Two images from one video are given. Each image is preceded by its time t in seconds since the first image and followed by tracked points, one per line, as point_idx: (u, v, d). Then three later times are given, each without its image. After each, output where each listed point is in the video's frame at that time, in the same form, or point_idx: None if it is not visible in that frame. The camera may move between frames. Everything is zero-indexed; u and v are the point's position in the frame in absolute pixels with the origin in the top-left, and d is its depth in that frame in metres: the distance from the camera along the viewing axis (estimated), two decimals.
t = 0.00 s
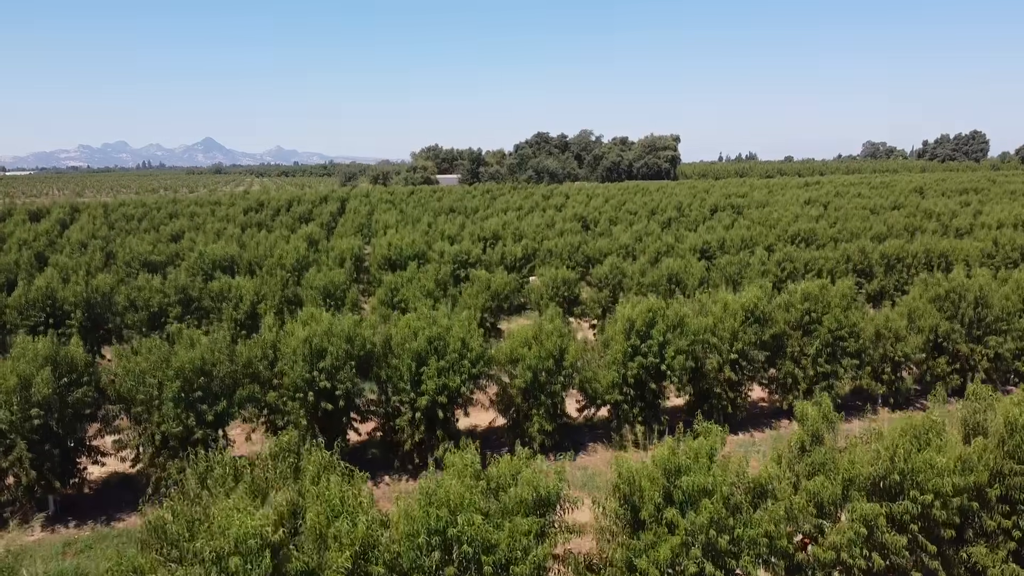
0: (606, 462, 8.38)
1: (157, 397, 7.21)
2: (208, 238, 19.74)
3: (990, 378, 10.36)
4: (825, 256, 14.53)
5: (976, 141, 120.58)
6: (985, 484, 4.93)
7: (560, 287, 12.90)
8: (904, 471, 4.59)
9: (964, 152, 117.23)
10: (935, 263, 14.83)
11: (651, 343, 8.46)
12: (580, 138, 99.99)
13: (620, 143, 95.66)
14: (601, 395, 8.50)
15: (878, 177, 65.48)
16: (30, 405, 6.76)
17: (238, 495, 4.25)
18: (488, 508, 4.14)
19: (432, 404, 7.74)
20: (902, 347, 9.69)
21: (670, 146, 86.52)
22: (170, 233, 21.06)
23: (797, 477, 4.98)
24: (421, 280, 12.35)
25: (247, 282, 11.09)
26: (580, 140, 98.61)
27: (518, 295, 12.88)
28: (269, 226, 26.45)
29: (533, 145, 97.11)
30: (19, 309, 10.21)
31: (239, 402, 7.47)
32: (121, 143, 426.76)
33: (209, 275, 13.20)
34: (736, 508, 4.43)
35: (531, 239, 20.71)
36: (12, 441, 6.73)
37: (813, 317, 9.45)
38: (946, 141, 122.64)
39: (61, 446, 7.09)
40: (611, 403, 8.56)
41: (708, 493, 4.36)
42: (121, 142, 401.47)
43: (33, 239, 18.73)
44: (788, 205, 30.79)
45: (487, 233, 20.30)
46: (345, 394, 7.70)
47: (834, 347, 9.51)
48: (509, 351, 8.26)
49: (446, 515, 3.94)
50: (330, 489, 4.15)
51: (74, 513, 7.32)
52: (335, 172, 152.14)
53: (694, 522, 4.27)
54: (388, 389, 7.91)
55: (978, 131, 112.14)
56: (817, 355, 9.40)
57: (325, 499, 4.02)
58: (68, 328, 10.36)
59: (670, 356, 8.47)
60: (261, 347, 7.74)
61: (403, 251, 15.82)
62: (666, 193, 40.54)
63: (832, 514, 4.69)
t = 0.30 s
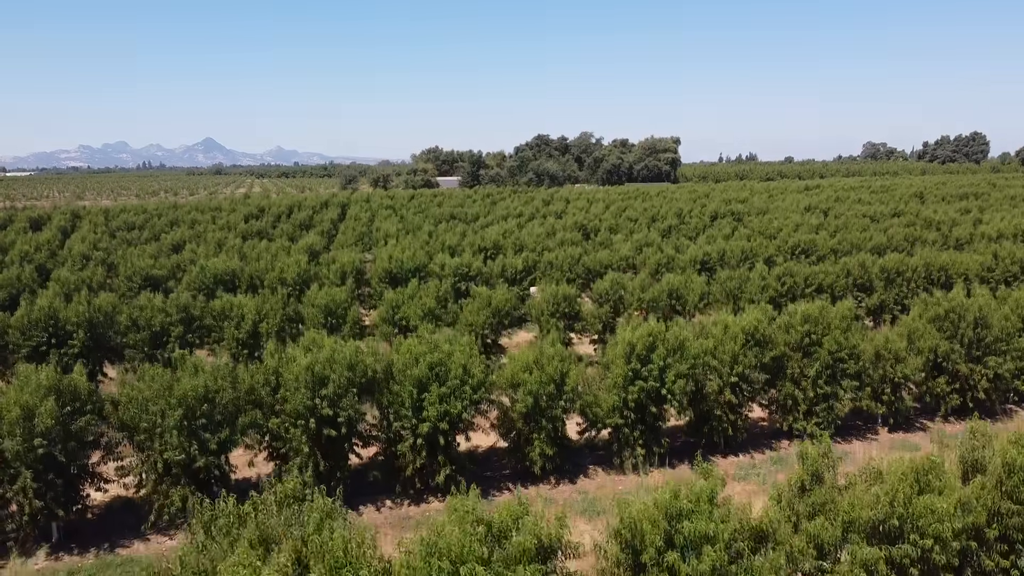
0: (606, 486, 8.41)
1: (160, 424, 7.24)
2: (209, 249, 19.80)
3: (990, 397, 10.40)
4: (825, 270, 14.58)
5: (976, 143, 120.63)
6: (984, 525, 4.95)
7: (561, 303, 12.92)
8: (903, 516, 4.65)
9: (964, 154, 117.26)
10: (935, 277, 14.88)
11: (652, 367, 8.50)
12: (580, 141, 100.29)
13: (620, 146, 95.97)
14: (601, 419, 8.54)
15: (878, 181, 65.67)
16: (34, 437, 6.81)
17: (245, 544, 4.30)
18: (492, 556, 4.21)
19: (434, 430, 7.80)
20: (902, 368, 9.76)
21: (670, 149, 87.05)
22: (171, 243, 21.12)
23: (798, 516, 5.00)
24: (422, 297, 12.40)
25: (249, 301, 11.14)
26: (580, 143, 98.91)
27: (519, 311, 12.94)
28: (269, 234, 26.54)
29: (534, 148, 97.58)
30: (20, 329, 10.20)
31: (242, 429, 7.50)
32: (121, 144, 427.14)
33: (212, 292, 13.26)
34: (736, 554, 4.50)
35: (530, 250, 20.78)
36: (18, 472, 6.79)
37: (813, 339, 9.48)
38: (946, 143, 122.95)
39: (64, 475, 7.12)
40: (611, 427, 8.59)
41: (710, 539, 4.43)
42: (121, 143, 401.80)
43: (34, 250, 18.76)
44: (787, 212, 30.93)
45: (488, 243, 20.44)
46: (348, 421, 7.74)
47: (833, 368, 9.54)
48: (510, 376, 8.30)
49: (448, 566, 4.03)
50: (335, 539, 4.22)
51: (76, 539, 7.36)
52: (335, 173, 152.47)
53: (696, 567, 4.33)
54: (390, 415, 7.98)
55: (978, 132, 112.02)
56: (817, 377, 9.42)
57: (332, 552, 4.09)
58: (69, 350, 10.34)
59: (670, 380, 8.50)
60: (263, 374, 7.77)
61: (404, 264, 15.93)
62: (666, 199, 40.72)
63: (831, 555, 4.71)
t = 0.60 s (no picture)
0: (606, 509, 8.44)
1: (163, 453, 7.26)
2: (211, 260, 19.89)
3: (990, 417, 10.43)
4: (825, 284, 14.61)
5: (976, 144, 120.82)
6: (983, 565, 4.99)
7: (562, 318, 12.94)
8: (902, 560, 4.74)
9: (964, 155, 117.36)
10: (935, 291, 14.92)
11: (653, 391, 8.53)
12: (580, 143, 100.58)
13: (620, 149, 96.29)
14: (602, 443, 8.56)
15: (877, 183, 65.97)
16: (38, 467, 6.86)
17: None
18: None
19: (435, 456, 7.83)
20: (901, 390, 9.79)
21: (671, 152, 87.55)
22: (173, 253, 21.19)
23: (799, 556, 5.07)
24: (422, 315, 12.47)
25: (250, 319, 11.18)
26: (580, 145, 99.15)
27: (519, 327, 12.99)
28: (271, 242, 26.64)
29: (535, 151, 98.07)
30: (23, 349, 10.24)
31: (245, 456, 7.53)
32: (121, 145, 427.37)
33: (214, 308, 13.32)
34: None
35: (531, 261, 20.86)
36: (22, 501, 6.83)
37: (812, 361, 9.51)
38: (946, 144, 123.21)
39: (67, 503, 7.17)
40: (612, 450, 8.61)
41: None
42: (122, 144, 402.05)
43: (36, 261, 18.83)
44: (787, 219, 31.05)
45: (489, 253, 20.57)
46: (349, 447, 7.77)
47: (833, 390, 9.57)
48: (511, 400, 8.32)
49: None
50: None
51: (79, 565, 7.41)
52: (336, 174, 152.66)
53: None
54: (392, 440, 8.01)
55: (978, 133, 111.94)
56: (817, 399, 9.45)
57: None
58: (71, 369, 10.38)
59: (671, 405, 8.52)
60: (265, 401, 7.80)
61: (405, 277, 16.02)
62: (666, 205, 40.84)
63: None
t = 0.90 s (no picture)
0: (607, 529, 8.46)
1: (166, 478, 7.29)
2: (212, 270, 19.96)
3: (990, 434, 10.45)
4: (825, 296, 14.64)
5: (977, 146, 120.79)
6: None
7: (563, 333, 12.98)
8: None
9: (965, 156, 117.44)
10: (935, 303, 14.97)
11: (653, 413, 8.56)
12: (580, 145, 100.76)
13: (620, 151, 96.49)
14: (603, 464, 8.59)
15: (878, 186, 65.97)
16: (41, 493, 6.89)
17: None
18: None
19: (437, 480, 7.86)
20: (901, 409, 9.82)
21: (671, 154, 87.77)
22: (174, 262, 21.25)
23: None
24: (423, 330, 12.53)
25: (252, 336, 11.21)
26: (580, 147, 99.32)
27: (520, 341, 13.04)
28: (271, 250, 26.73)
29: (535, 153, 98.26)
30: (25, 368, 10.28)
31: (247, 480, 7.56)
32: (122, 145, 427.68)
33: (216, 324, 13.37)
34: None
35: (531, 271, 20.91)
36: (26, 528, 6.87)
37: (812, 380, 9.54)
38: (946, 146, 123.36)
39: (70, 528, 7.21)
40: (612, 471, 8.64)
41: None
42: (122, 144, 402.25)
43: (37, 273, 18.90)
44: (788, 225, 31.13)
45: (489, 263, 20.64)
46: (351, 471, 7.80)
47: (834, 410, 9.59)
48: (512, 422, 8.35)
49: None
50: None
51: None
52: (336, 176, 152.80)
53: None
54: (394, 463, 8.05)
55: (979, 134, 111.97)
56: (817, 418, 9.48)
57: None
58: (73, 387, 10.42)
59: (671, 426, 8.56)
60: (267, 424, 7.82)
61: (406, 288, 16.07)
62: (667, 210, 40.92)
63: None
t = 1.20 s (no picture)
0: (607, 550, 8.48)
1: (168, 503, 7.32)
2: (213, 280, 20.01)
3: (990, 452, 10.47)
4: (824, 309, 14.68)
5: (977, 147, 120.83)
6: None
7: (564, 348, 13.01)
8: None
9: (965, 157, 117.59)
10: (935, 316, 15.01)
11: (653, 435, 8.60)
12: (581, 147, 100.88)
13: (620, 153, 96.67)
14: (603, 486, 8.62)
15: (878, 189, 66.01)
16: (44, 521, 6.92)
17: None
18: None
19: (438, 503, 7.89)
20: (901, 428, 9.84)
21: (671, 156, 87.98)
22: (175, 272, 21.31)
23: None
24: (424, 345, 12.58)
25: (254, 353, 11.25)
26: (581, 150, 99.44)
27: (521, 356, 13.07)
28: (272, 257, 26.80)
29: (535, 155, 98.47)
30: (28, 386, 10.31)
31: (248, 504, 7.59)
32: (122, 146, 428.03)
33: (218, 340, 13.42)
34: None
35: (531, 280, 20.96)
36: (28, 555, 6.90)
37: (812, 400, 9.57)
38: (946, 147, 123.42)
39: (73, 554, 7.26)
40: (613, 493, 8.67)
41: None
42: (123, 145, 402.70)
43: (39, 283, 18.95)
44: (788, 232, 31.21)
45: (490, 272, 20.72)
46: (353, 496, 7.83)
47: (834, 430, 9.61)
48: (513, 444, 8.39)
49: None
50: None
51: None
52: (336, 177, 153.25)
53: None
54: (395, 486, 8.08)
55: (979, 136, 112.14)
56: (817, 437, 9.51)
57: None
58: (75, 406, 10.44)
59: (672, 449, 8.59)
60: (270, 449, 7.85)
61: (407, 300, 16.13)
62: (667, 215, 40.97)
63: None
